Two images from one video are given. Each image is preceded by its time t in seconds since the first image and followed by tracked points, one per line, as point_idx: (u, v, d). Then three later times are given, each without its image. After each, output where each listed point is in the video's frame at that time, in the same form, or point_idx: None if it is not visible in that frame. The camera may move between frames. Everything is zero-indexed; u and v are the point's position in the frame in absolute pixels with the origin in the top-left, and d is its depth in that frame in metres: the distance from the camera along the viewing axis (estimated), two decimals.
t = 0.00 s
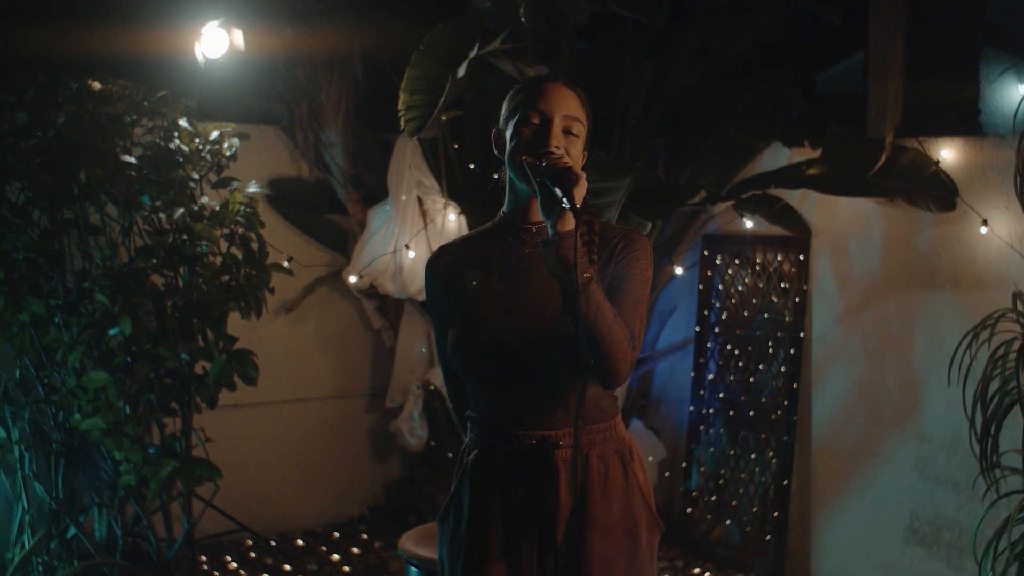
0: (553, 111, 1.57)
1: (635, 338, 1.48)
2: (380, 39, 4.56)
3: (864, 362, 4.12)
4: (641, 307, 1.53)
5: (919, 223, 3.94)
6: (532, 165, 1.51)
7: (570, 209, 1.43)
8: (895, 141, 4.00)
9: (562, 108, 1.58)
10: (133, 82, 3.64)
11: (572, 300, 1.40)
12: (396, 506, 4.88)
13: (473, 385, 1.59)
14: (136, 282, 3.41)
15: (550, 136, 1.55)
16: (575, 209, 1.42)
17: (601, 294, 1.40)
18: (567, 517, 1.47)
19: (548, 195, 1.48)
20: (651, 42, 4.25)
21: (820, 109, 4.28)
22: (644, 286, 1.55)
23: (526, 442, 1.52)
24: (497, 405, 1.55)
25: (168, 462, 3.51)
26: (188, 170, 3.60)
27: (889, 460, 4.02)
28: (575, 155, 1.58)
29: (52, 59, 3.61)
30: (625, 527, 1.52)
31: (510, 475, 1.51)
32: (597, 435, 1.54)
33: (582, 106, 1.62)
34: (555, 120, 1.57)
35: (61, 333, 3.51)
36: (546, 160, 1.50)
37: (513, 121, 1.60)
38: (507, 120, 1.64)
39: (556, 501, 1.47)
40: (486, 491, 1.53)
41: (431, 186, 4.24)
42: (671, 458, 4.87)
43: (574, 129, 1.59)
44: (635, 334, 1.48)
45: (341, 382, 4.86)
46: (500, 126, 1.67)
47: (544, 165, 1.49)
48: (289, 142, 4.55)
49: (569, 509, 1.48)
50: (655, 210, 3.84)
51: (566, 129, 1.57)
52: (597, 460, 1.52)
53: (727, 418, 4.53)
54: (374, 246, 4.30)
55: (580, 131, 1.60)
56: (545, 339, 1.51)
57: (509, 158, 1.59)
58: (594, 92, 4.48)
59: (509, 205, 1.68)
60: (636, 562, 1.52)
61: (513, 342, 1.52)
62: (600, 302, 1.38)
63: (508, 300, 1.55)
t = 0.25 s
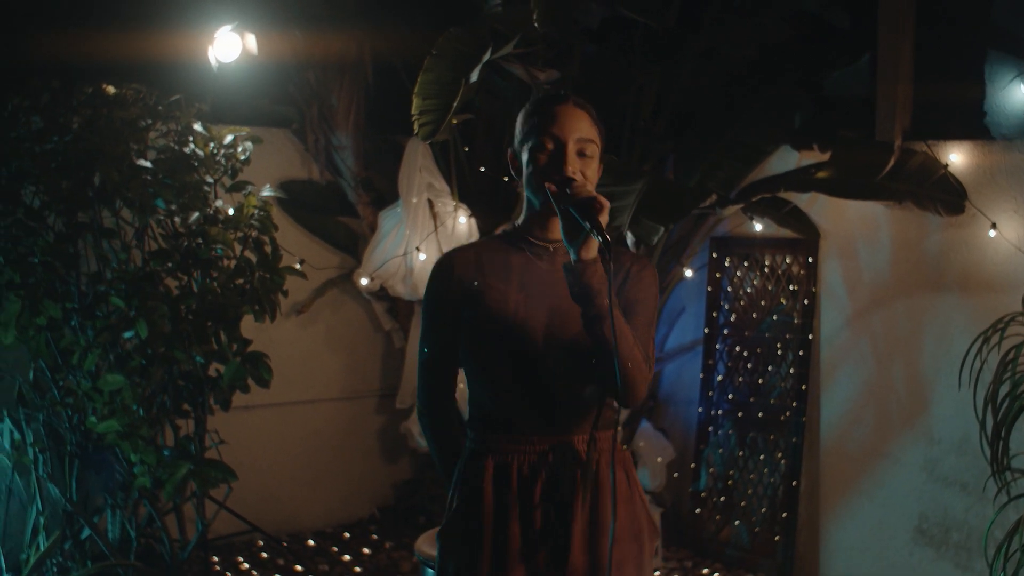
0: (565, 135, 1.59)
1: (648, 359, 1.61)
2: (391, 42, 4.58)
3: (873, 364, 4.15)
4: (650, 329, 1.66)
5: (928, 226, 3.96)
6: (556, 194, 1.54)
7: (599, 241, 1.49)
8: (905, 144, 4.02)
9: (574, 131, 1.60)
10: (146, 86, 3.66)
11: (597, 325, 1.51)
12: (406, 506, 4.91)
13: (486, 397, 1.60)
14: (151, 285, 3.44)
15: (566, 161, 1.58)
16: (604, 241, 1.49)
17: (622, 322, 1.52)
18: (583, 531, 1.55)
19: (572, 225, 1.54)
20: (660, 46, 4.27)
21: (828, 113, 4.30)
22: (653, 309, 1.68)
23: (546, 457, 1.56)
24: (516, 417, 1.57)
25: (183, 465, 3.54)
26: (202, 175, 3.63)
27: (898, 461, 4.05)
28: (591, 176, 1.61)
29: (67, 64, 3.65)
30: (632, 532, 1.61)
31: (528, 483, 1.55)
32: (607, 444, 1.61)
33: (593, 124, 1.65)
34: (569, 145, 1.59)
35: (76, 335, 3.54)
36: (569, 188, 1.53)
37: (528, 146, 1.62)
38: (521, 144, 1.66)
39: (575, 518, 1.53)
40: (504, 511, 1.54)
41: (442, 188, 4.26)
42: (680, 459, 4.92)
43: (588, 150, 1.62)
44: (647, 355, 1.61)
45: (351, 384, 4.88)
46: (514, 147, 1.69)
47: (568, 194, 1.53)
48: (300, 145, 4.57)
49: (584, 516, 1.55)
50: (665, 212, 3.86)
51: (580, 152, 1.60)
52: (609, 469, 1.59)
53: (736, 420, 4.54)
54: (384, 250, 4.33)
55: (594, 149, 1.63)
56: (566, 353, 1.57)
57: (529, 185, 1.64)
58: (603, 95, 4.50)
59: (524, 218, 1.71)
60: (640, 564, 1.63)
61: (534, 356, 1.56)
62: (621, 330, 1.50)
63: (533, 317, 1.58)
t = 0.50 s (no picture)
0: (586, 156, 1.62)
1: (666, 392, 1.63)
2: (402, 40, 4.61)
3: (883, 360, 4.17)
4: (676, 361, 1.69)
5: (938, 223, 3.98)
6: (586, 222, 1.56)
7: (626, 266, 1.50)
8: (915, 141, 4.03)
9: (593, 151, 1.62)
10: (162, 84, 3.69)
11: (615, 351, 1.54)
12: (418, 501, 4.94)
13: (503, 403, 1.63)
14: (167, 282, 3.47)
15: (587, 183, 1.61)
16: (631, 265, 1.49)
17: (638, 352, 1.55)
18: (588, 540, 1.56)
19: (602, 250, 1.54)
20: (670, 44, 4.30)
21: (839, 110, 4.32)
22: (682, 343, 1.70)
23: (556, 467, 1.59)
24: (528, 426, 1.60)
25: (199, 460, 3.56)
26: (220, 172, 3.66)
27: (908, 456, 4.08)
28: (617, 194, 1.62)
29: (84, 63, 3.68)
30: (631, 553, 1.62)
31: (533, 489, 1.57)
32: (617, 465, 1.63)
33: (614, 141, 1.65)
34: (589, 166, 1.62)
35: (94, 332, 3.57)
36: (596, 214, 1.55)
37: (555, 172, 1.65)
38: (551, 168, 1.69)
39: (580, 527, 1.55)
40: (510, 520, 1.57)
41: (454, 186, 4.26)
42: (690, 454, 4.96)
43: (611, 168, 1.63)
44: (667, 387, 1.64)
45: (363, 380, 4.92)
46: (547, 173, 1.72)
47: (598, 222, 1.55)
48: (313, 142, 4.61)
49: (585, 532, 1.56)
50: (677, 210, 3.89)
51: (602, 172, 1.62)
52: (614, 488, 1.61)
53: (746, 415, 4.56)
54: (397, 246, 4.34)
55: (619, 167, 1.64)
56: (587, 372, 1.61)
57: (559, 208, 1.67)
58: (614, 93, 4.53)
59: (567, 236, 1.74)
60: None
61: (556, 368, 1.60)
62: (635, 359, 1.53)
63: (552, 337, 1.63)
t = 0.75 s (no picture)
0: (613, 140, 1.65)
1: (696, 364, 1.61)
2: (413, 33, 4.64)
3: (890, 352, 4.20)
4: (712, 336, 1.66)
5: (945, 216, 4.00)
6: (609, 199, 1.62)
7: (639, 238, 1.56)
8: (923, 134, 4.06)
9: (618, 135, 1.65)
10: (175, 78, 3.72)
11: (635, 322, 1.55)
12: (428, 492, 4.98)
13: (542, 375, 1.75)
14: (182, 274, 3.52)
15: (615, 166, 1.64)
16: (642, 239, 1.55)
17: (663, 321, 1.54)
18: (601, 510, 1.66)
19: (623, 226, 1.61)
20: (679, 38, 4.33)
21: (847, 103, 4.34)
22: (719, 317, 1.67)
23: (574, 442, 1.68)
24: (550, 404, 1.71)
25: (213, 451, 3.59)
26: (234, 165, 3.70)
27: (914, 447, 4.11)
28: (645, 173, 1.64)
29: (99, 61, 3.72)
30: (651, 525, 1.71)
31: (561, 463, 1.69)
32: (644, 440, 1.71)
33: (644, 122, 1.66)
34: (615, 150, 1.65)
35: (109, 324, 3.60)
36: (618, 192, 1.61)
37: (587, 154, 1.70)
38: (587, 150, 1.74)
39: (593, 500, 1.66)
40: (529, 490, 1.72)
41: (464, 178, 4.29)
42: (698, 445, 4.97)
43: (639, 148, 1.65)
44: (698, 359, 1.62)
45: (373, 371, 4.96)
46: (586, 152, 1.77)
47: (618, 198, 1.61)
48: (323, 134, 4.63)
49: (603, 502, 1.67)
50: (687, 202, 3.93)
51: (628, 154, 1.64)
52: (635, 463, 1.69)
53: (754, 406, 4.59)
54: (407, 238, 4.37)
55: (649, 148, 1.65)
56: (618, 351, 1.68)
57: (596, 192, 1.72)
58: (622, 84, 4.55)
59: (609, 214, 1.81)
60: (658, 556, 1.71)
61: (588, 344, 1.69)
62: (658, 327, 1.53)
63: (580, 315, 1.70)
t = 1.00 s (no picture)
0: (630, 140, 1.62)
1: (707, 353, 1.57)
2: (418, 32, 4.67)
3: (891, 348, 4.23)
4: (723, 321, 1.61)
5: (946, 213, 4.03)
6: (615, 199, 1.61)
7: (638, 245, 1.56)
8: (924, 132, 4.08)
9: (636, 136, 1.62)
10: (182, 75, 3.73)
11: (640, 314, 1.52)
12: (431, 487, 5.02)
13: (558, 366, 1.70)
14: (188, 270, 3.52)
15: (630, 166, 1.61)
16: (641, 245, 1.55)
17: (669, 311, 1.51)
18: (616, 501, 1.57)
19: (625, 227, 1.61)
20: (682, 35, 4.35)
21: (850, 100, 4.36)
22: (729, 304, 1.62)
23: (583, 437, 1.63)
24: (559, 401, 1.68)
25: (220, 446, 3.62)
26: (240, 162, 3.72)
27: (915, 442, 4.14)
28: (657, 176, 1.62)
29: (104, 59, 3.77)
30: (676, 517, 1.57)
31: (575, 453, 1.63)
32: (660, 425, 1.59)
33: (659, 124, 1.64)
34: (632, 150, 1.62)
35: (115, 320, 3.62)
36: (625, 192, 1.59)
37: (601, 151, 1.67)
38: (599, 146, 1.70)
39: (607, 497, 1.56)
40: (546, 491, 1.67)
41: (467, 175, 4.33)
42: (699, 441, 4.99)
43: (654, 151, 1.62)
44: (708, 348, 1.57)
45: (377, 367, 4.99)
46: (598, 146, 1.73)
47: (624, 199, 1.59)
48: (328, 131, 4.65)
49: (620, 492, 1.57)
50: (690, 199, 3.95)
51: (645, 156, 1.62)
52: (653, 450, 1.58)
53: (756, 402, 4.61)
54: (411, 235, 4.39)
55: (664, 150, 1.63)
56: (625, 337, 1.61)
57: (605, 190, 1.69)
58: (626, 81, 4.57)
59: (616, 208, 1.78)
60: (685, 550, 1.58)
61: (595, 332, 1.63)
62: (664, 318, 1.49)
63: (587, 307, 1.65)
